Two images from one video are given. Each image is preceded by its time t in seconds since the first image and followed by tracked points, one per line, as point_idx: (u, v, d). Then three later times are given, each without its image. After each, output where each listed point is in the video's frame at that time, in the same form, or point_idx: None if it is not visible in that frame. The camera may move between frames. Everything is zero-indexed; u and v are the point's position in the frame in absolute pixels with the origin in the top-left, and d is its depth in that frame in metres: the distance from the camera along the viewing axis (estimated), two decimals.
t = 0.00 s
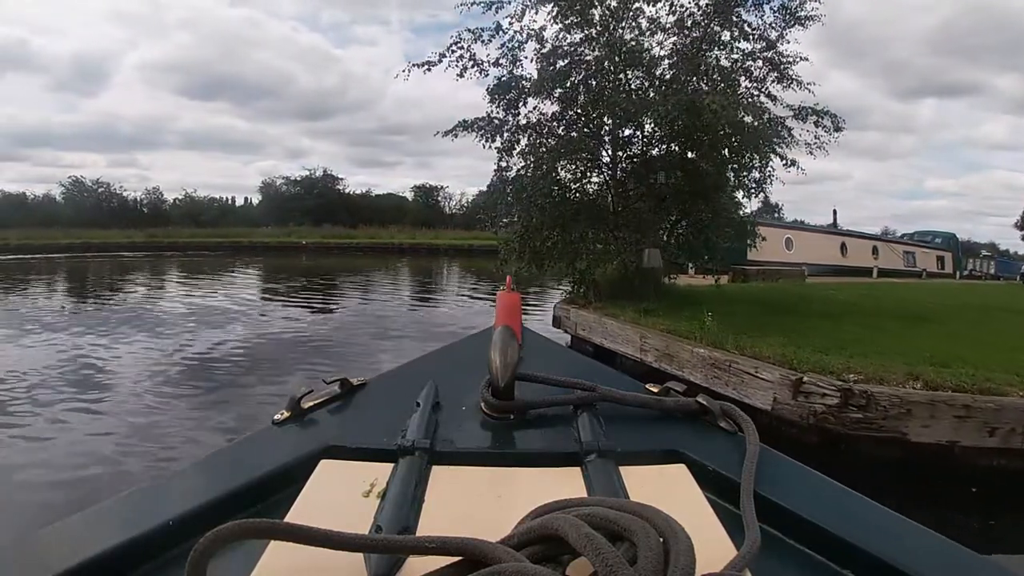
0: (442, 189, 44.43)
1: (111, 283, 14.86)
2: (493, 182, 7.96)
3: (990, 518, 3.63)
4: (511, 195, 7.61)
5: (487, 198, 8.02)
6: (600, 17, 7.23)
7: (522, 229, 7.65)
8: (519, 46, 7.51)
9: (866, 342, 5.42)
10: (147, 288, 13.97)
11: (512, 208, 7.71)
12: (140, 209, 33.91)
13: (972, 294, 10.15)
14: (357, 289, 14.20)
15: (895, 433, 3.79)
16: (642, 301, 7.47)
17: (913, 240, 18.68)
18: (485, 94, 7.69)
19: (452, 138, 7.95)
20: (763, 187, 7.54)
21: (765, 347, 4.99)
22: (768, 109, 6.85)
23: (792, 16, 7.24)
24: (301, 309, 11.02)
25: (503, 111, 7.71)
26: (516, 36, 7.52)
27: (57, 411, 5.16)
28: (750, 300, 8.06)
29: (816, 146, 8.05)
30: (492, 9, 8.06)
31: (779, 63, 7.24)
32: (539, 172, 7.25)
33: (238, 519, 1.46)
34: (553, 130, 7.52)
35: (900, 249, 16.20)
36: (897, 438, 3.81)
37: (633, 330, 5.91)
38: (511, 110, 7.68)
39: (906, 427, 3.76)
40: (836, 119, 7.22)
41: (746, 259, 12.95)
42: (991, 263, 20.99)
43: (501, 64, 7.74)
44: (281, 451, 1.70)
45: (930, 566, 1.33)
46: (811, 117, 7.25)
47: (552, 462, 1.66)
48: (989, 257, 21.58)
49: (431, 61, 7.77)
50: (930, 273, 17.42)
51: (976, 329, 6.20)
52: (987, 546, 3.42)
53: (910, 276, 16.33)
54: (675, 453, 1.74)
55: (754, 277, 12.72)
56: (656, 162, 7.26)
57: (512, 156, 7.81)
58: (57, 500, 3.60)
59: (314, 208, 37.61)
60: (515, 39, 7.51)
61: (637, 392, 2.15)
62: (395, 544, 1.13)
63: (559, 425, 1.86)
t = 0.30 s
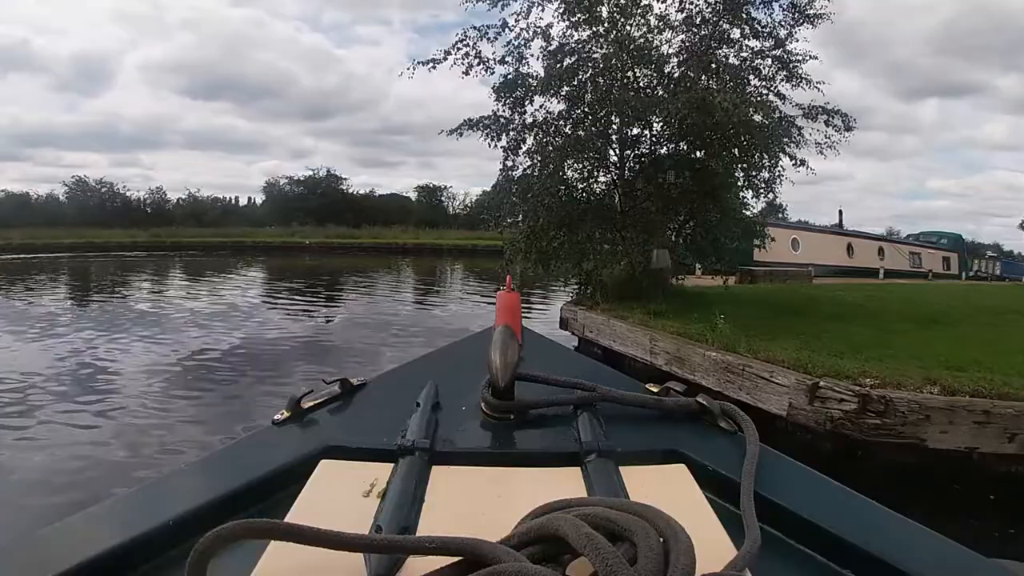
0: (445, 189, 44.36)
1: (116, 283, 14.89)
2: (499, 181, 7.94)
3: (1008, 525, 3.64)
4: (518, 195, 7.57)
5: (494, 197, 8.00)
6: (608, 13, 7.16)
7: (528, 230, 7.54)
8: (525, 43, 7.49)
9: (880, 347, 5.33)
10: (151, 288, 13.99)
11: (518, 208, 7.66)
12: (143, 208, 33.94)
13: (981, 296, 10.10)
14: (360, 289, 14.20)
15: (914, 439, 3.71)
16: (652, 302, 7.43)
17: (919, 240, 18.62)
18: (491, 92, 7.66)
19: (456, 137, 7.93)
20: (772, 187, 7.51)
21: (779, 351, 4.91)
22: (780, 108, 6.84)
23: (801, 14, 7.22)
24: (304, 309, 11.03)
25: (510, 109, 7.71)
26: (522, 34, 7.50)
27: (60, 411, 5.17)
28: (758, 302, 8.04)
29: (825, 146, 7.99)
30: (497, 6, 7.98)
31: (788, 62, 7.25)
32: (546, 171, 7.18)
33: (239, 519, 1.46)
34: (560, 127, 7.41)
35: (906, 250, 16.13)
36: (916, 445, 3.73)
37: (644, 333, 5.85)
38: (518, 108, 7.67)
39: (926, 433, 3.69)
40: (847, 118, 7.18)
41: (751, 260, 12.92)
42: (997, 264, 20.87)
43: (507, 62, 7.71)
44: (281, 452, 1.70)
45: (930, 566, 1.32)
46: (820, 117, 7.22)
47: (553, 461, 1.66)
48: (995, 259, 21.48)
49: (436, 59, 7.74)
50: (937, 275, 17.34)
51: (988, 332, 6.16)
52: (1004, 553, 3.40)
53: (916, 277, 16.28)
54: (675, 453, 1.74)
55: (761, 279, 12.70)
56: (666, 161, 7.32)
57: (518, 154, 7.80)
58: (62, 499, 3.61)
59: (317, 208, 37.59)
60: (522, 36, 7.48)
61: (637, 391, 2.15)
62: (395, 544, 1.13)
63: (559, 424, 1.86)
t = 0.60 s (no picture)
0: (448, 189, 44.34)
1: (120, 282, 14.90)
2: (507, 180, 7.95)
3: None
4: (526, 195, 7.56)
5: (502, 195, 8.00)
6: (617, 11, 7.19)
7: (535, 229, 7.58)
8: (531, 41, 7.49)
9: (893, 351, 5.25)
10: (154, 287, 14.00)
11: (525, 208, 7.63)
12: (146, 208, 33.95)
13: (989, 296, 10.09)
14: (363, 289, 14.22)
15: (934, 446, 3.67)
16: (661, 303, 7.40)
17: (924, 241, 18.60)
18: (498, 90, 7.65)
19: (462, 136, 7.92)
20: (782, 187, 7.41)
21: (792, 354, 4.88)
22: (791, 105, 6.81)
23: (810, 11, 7.19)
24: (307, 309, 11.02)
25: (516, 107, 7.72)
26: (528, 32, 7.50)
27: (61, 410, 5.17)
28: (767, 304, 8.01)
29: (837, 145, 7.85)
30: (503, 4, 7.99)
31: (797, 60, 7.19)
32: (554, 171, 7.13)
33: (239, 519, 1.46)
34: (567, 126, 7.44)
35: (912, 251, 16.10)
36: (935, 452, 3.68)
37: (654, 336, 5.82)
38: (524, 107, 7.68)
39: (945, 439, 3.65)
40: (858, 117, 7.12)
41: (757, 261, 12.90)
42: (1002, 265, 20.81)
43: (513, 60, 7.71)
44: (282, 452, 1.70)
45: (929, 567, 1.32)
46: (829, 117, 7.18)
47: (552, 461, 1.66)
48: (1000, 260, 21.42)
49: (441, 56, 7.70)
50: (942, 276, 17.30)
51: (999, 335, 6.15)
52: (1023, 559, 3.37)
53: (922, 278, 16.24)
54: (675, 453, 1.74)
55: (768, 280, 12.70)
56: (677, 159, 7.20)
57: (524, 153, 7.81)
58: (65, 498, 3.62)
59: (320, 208, 37.57)
60: (528, 32, 7.44)
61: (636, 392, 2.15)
62: (396, 543, 1.13)
63: (559, 424, 1.86)
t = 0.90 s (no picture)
0: (452, 189, 44.32)
1: (124, 282, 14.92)
2: (512, 180, 7.93)
3: None
4: (532, 195, 7.50)
5: (507, 195, 7.95)
6: (625, 7, 7.14)
7: (542, 229, 7.56)
8: (538, 38, 7.48)
9: (906, 355, 5.20)
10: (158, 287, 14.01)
11: (531, 208, 7.59)
12: (150, 208, 33.98)
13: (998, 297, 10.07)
14: (366, 289, 14.22)
15: (953, 452, 3.60)
16: (670, 306, 7.37)
17: (929, 242, 18.57)
18: (503, 88, 7.63)
19: (467, 135, 7.90)
20: (792, 187, 7.37)
21: (805, 358, 4.85)
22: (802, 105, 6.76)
23: (820, 10, 7.17)
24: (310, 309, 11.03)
25: (522, 106, 7.70)
26: (534, 29, 7.48)
27: (66, 410, 5.18)
28: (776, 305, 7.99)
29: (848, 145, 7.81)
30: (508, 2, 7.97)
31: (806, 58, 7.17)
32: (561, 171, 7.09)
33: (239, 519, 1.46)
34: (574, 125, 7.40)
35: (918, 252, 16.07)
36: (955, 458, 3.62)
37: (664, 339, 5.79)
38: (530, 105, 7.67)
39: (965, 446, 3.58)
40: (869, 116, 7.10)
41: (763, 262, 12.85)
42: (1007, 266, 20.76)
43: (519, 58, 7.70)
44: (282, 452, 1.70)
45: (929, 567, 1.32)
46: (839, 116, 7.13)
47: (552, 461, 1.66)
48: (1005, 260, 21.35)
49: (446, 53, 7.63)
50: (948, 277, 17.25)
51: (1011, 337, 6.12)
52: None
53: (928, 279, 16.20)
54: (675, 453, 1.74)
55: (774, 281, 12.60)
56: (684, 159, 7.28)
57: (530, 152, 7.80)
58: (70, 497, 3.62)
59: (323, 208, 37.57)
60: (535, 30, 7.43)
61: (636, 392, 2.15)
62: (396, 543, 1.13)
63: (559, 424, 1.86)
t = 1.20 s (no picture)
0: (455, 189, 44.31)
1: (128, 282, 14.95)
2: (519, 179, 7.91)
3: None
4: (540, 194, 7.47)
5: (514, 194, 7.91)
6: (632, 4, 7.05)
7: (549, 229, 7.53)
8: (544, 36, 7.45)
9: (919, 359, 5.15)
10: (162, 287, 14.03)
11: (538, 207, 7.54)
12: (153, 207, 34.02)
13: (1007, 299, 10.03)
14: (370, 289, 14.24)
15: (973, 459, 3.57)
16: (680, 308, 7.35)
17: (935, 242, 18.55)
18: (510, 87, 7.57)
19: (472, 134, 7.87)
20: (802, 188, 7.33)
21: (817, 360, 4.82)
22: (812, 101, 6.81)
23: (830, 8, 7.12)
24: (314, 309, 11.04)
25: (529, 104, 7.70)
26: (540, 27, 7.47)
27: (70, 409, 5.19)
28: (785, 307, 7.96)
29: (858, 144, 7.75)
30: None
31: (816, 57, 7.11)
32: (569, 170, 7.18)
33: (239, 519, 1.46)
34: (581, 123, 7.37)
35: (924, 252, 16.05)
36: (975, 466, 3.59)
37: (676, 342, 5.71)
38: (537, 104, 7.67)
39: (985, 453, 3.56)
40: (880, 116, 7.06)
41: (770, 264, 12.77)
42: (1013, 266, 20.71)
43: (525, 56, 7.68)
44: (282, 452, 1.70)
45: (929, 568, 1.32)
46: (848, 116, 7.11)
47: (552, 461, 1.66)
48: (1010, 261, 21.30)
49: (452, 51, 7.54)
50: (955, 278, 17.23)
51: None
52: None
53: (934, 280, 16.19)
54: (675, 453, 1.74)
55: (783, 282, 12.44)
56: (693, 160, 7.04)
57: (536, 151, 7.78)
58: (75, 497, 3.63)
59: (326, 208, 37.59)
60: (540, 27, 7.42)
61: (636, 392, 2.15)
62: (396, 543, 1.13)
63: (559, 424, 1.86)
